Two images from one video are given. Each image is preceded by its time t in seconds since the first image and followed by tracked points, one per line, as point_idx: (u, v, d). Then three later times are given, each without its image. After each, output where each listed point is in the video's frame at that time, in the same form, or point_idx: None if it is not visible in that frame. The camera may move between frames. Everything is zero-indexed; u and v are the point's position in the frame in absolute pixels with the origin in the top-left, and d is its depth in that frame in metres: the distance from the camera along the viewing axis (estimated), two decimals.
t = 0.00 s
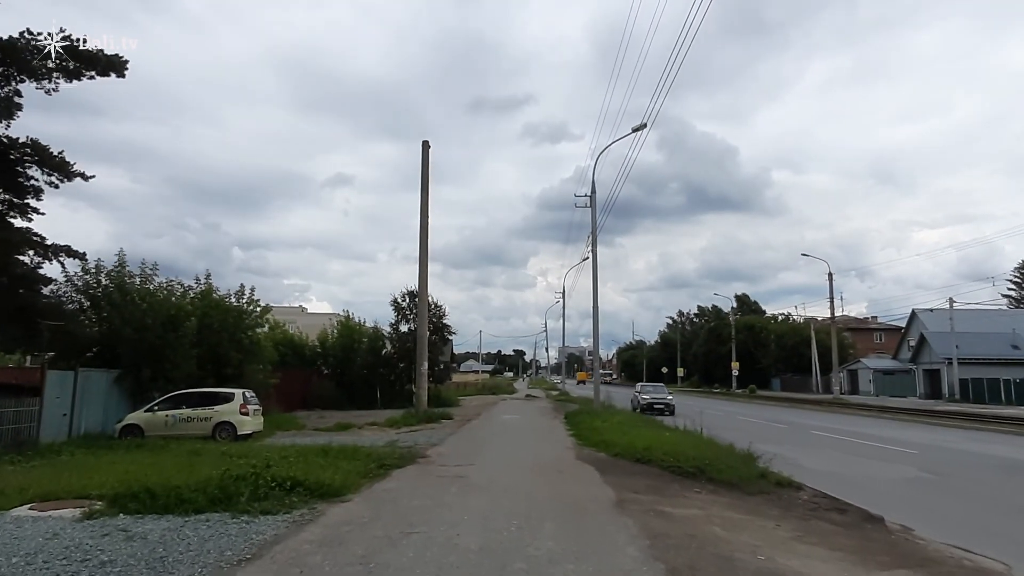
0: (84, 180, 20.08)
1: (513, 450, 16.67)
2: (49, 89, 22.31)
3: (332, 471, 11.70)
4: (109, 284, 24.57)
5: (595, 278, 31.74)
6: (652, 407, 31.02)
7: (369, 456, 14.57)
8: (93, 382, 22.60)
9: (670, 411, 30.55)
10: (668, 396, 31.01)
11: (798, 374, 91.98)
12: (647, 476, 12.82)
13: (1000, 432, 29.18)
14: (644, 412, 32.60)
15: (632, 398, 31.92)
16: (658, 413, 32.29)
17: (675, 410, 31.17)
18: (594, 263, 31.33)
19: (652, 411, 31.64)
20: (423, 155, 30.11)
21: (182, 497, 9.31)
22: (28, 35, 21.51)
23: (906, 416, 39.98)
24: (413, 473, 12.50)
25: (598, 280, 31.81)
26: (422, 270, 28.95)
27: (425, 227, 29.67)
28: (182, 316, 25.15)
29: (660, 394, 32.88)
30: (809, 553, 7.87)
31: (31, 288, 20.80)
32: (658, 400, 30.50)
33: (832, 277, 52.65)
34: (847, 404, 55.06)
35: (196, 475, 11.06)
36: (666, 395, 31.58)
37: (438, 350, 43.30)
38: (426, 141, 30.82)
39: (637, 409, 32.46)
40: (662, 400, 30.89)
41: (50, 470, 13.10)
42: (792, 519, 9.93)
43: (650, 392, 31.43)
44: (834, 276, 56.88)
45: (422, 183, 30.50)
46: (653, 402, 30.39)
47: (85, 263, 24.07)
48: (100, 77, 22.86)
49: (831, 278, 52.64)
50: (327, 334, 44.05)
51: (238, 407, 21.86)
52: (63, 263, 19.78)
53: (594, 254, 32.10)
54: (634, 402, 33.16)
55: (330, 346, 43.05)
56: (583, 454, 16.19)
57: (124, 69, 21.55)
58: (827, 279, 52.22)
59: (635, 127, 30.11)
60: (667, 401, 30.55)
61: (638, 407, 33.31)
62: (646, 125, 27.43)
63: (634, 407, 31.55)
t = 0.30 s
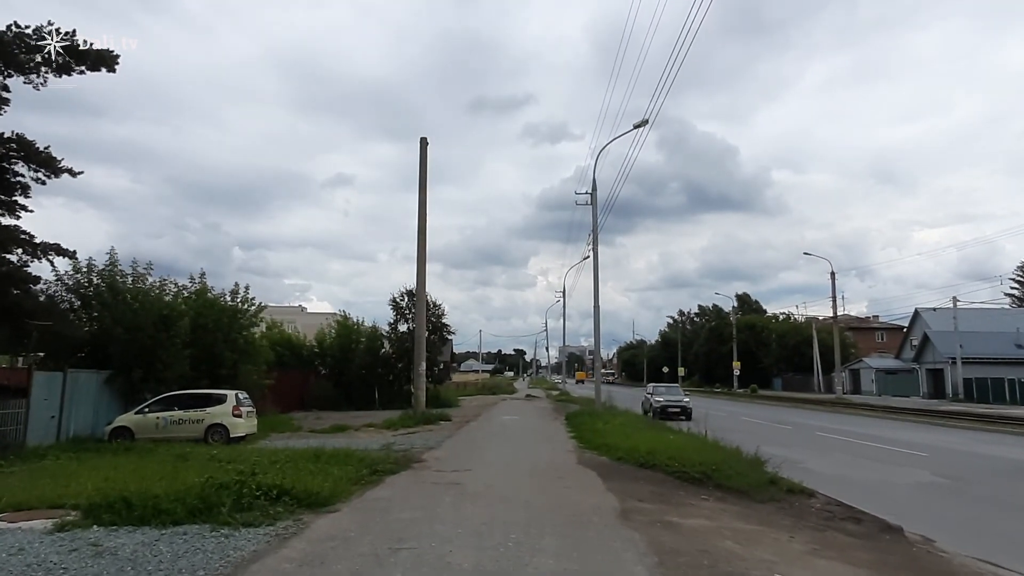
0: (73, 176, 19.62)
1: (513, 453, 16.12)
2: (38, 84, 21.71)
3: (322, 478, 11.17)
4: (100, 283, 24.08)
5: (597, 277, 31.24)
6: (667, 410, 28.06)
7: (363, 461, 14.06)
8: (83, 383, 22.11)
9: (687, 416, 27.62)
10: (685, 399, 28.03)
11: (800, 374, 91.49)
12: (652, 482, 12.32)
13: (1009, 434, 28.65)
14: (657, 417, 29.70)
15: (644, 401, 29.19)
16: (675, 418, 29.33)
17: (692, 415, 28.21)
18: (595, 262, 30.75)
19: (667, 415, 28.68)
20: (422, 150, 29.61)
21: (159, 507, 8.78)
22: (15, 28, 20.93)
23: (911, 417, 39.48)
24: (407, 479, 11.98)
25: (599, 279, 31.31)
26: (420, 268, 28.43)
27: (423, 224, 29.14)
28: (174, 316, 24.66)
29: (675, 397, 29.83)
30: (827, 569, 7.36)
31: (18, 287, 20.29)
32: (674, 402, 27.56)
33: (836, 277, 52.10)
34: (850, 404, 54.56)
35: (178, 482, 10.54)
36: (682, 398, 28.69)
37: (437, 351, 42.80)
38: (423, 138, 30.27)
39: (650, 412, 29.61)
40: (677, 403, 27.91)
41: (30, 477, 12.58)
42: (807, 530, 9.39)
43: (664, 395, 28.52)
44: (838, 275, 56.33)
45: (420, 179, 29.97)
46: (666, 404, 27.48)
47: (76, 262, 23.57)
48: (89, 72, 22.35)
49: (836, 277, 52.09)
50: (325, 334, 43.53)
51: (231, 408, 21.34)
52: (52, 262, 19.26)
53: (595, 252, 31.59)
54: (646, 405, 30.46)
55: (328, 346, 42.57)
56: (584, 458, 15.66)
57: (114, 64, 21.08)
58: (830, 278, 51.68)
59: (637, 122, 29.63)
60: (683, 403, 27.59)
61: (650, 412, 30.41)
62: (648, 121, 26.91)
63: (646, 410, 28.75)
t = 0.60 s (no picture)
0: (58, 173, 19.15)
1: (513, 458, 15.50)
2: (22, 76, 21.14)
3: (310, 486, 10.57)
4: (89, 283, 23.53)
5: (598, 276, 30.70)
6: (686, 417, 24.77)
7: (356, 466, 13.46)
8: (71, 387, 21.55)
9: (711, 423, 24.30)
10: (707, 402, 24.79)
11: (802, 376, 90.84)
12: (658, 488, 11.73)
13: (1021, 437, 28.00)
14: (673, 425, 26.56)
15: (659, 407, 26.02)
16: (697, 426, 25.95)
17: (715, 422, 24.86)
18: (596, 261, 30.16)
19: (687, 424, 25.36)
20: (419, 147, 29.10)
21: (132, 518, 8.17)
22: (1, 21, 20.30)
23: (918, 419, 38.84)
24: (401, 486, 11.38)
25: (601, 279, 30.72)
26: (418, 268, 27.86)
27: (421, 223, 28.58)
28: (166, 317, 24.09)
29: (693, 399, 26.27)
30: None
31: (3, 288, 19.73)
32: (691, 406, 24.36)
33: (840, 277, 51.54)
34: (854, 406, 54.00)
35: (158, 490, 9.94)
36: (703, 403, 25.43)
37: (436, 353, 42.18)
38: (421, 135, 29.75)
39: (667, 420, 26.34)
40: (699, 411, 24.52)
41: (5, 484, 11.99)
42: (825, 540, 8.81)
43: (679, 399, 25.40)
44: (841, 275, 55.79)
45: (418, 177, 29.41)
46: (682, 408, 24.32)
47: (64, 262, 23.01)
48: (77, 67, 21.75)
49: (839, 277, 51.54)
50: (323, 336, 42.93)
51: (223, 412, 20.75)
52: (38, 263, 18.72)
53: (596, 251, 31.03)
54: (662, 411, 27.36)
55: (325, 349, 41.98)
56: (587, 462, 15.05)
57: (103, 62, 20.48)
58: (833, 277, 51.10)
59: (639, 118, 29.18)
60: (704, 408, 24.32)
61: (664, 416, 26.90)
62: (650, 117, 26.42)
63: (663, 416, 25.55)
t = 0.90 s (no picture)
0: (44, 169, 18.62)
1: (511, 462, 14.94)
2: (11, 73, 19.83)
3: (295, 493, 10.02)
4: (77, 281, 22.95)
5: (598, 274, 30.20)
6: (710, 424, 22.17)
7: (346, 471, 12.91)
8: (56, 387, 21.02)
9: (739, 432, 21.73)
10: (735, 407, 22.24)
11: (802, 376, 90.34)
12: (660, 495, 11.22)
13: None
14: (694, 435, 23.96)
15: (678, 413, 23.46)
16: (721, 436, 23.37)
17: (743, 431, 22.28)
18: (596, 260, 29.63)
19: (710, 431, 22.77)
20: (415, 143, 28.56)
21: (99, 530, 7.63)
22: None
23: (922, 420, 38.35)
24: (390, 493, 10.85)
25: (600, 277, 30.23)
26: (414, 266, 27.31)
27: (417, 220, 28.02)
28: (156, 316, 23.54)
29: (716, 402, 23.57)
30: None
31: None
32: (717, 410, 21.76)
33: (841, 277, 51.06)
34: (855, 407, 53.50)
35: (133, 498, 9.38)
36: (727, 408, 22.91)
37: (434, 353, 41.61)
38: (417, 132, 29.22)
39: (687, 427, 23.76)
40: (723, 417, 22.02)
41: None
42: (840, 553, 8.28)
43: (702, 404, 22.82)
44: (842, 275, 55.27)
45: (415, 174, 28.86)
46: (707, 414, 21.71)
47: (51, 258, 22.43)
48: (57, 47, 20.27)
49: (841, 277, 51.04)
50: (319, 335, 42.34)
51: (212, 413, 20.19)
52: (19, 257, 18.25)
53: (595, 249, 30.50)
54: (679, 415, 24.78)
55: (321, 348, 41.42)
56: (586, 466, 14.53)
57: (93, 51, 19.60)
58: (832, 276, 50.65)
59: (640, 115, 28.67)
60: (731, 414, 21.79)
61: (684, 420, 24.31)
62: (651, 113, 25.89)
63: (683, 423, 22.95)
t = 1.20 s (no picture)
0: (31, 161, 18.17)
1: (511, 464, 14.37)
2: None
3: (281, 498, 9.48)
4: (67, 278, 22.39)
5: (601, 272, 29.65)
6: (749, 432, 19.48)
7: (338, 473, 12.37)
8: (44, 386, 20.52)
9: (782, 442, 19.03)
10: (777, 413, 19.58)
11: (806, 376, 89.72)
12: (667, 500, 10.68)
13: None
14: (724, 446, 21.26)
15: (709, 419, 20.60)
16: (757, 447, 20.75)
17: (786, 440, 19.63)
18: (599, 258, 29.05)
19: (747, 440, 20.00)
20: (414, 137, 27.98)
21: (65, 539, 7.08)
22: None
23: (930, 421, 37.71)
24: (383, 496, 10.29)
25: (603, 275, 29.67)
26: (413, 264, 26.75)
27: (417, 217, 27.45)
28: (149, 313, 23.01)
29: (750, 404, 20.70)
30: None
31: None
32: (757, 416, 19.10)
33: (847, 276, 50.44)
34: (861, 407, 52.88)
35: (108, 503, 8.83)
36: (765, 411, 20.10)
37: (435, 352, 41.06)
38: (416, 126, 28.69)
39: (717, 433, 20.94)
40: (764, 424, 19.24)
41: None
42: (862, 564, 7.73)
43: (739, 408, 20.14)
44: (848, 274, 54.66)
45: (413, 169, 28.25)
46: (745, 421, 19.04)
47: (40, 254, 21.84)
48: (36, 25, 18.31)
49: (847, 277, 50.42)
50: (318, 333, 41.87)
51: (204, 413, 19.65)
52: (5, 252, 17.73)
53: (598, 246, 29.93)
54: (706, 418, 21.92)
55: (320, 347, 40.92)
56: (589, 469, 13.97)
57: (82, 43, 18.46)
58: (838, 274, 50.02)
59: (644, 109, 28.09)
60: (773, 422, 19.10)
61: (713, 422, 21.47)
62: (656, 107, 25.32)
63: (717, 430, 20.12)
